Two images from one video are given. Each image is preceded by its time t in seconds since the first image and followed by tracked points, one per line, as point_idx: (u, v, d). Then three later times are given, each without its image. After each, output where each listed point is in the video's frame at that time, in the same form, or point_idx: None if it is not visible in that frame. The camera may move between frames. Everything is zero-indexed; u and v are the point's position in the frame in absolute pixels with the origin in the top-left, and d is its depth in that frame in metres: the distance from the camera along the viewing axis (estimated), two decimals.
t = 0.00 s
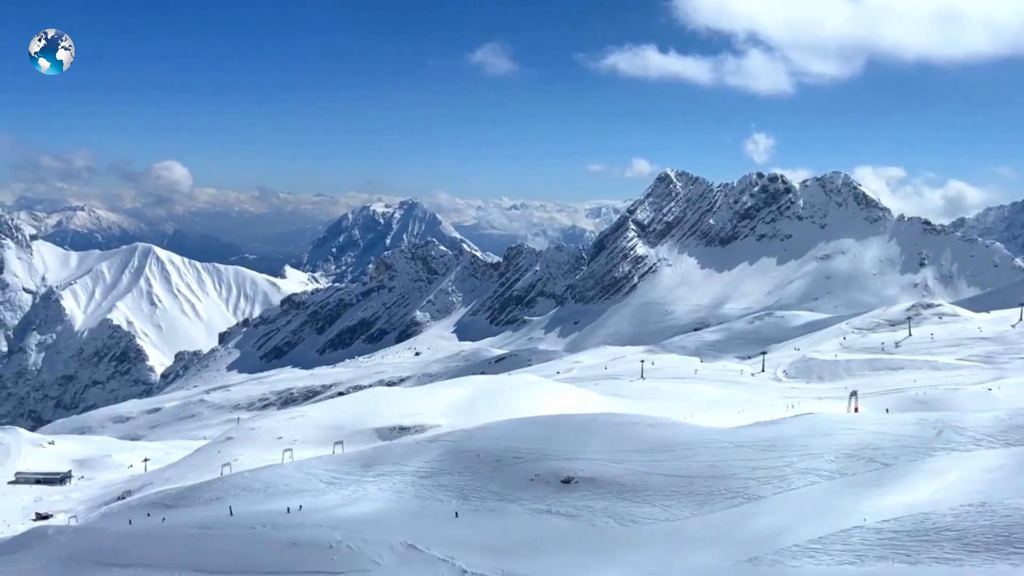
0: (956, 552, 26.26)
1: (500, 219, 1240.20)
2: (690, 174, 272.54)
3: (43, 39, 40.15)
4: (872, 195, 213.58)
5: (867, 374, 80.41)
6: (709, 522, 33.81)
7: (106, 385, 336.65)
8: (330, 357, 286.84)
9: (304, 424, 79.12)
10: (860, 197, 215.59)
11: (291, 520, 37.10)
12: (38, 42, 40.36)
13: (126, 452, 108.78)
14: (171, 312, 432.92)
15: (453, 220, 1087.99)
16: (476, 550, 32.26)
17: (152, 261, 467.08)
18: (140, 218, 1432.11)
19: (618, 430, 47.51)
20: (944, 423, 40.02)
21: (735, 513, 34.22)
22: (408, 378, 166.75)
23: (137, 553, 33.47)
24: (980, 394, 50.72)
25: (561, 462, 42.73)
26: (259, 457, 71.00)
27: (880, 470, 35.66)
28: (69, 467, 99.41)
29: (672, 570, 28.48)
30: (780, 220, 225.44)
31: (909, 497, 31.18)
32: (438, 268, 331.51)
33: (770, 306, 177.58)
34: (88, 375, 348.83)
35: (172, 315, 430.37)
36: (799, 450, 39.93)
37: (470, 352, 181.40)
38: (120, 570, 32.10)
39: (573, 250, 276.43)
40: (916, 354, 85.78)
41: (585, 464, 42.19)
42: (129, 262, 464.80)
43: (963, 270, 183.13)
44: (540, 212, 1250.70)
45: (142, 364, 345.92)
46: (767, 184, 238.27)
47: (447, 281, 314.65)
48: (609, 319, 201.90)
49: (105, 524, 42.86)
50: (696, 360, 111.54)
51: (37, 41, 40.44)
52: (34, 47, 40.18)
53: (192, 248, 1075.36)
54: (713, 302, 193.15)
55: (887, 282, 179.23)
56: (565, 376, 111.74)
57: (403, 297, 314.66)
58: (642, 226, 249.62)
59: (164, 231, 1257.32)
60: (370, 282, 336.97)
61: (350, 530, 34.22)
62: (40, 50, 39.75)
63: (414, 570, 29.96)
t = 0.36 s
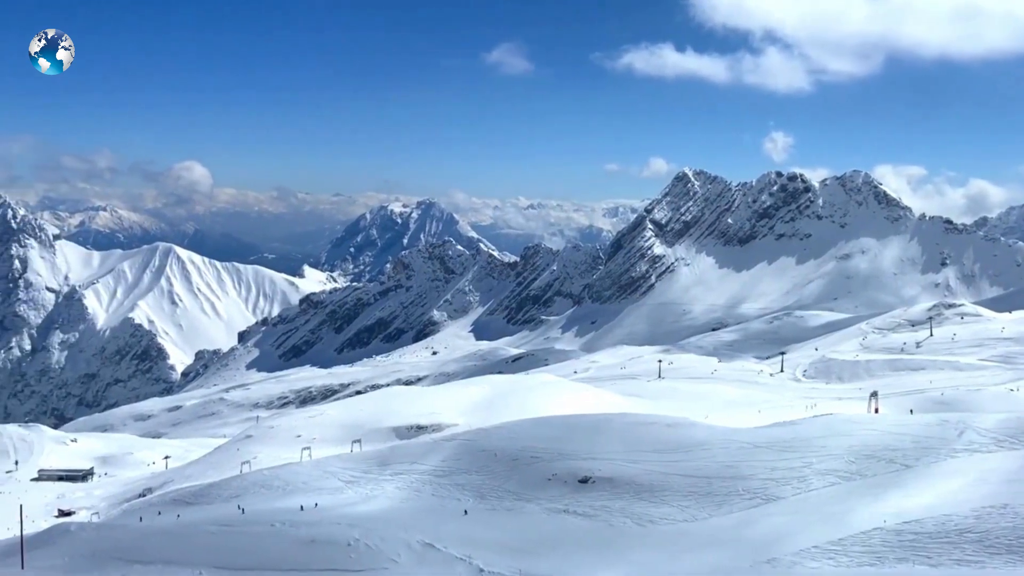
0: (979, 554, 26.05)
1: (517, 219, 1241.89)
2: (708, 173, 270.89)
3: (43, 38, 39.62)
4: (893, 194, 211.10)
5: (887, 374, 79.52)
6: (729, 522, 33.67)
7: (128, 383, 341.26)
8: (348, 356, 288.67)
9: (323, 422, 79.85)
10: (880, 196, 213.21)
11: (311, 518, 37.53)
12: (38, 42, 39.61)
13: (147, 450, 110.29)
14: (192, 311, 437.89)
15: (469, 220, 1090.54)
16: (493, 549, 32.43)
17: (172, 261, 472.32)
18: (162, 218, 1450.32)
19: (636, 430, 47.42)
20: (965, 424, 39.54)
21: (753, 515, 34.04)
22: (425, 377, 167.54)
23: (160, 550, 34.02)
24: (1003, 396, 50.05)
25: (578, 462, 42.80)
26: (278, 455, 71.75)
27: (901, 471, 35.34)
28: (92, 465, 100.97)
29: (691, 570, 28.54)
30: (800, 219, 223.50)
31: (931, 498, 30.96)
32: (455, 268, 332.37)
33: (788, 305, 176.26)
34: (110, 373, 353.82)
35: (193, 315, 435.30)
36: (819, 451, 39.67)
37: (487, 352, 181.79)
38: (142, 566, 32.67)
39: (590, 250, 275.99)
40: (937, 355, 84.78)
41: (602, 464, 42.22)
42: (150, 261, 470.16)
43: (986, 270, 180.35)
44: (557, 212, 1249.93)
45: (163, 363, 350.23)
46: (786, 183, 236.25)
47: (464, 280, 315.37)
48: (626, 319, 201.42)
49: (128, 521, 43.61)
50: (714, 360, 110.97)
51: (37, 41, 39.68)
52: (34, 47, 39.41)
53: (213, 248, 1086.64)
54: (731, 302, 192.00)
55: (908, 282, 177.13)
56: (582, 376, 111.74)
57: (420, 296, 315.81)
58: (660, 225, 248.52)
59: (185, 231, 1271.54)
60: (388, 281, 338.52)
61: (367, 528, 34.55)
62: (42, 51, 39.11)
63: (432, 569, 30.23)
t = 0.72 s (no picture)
0: (1001, 557, 25.80)
1: (534, 218, 1240.81)
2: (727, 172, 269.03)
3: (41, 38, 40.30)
4: (915, 193, 208.45)
5: (908, 375, 78.69)
6: (747, 523, 33.56)
7: (149, 382, 345.91)
8: (366, 355, 290.40)
9: (341, 421, 80.47)
10: (902, 195, 210.68)
11: (330, 516, 37.95)
12: (37, 43, 39.68)
13: (168, 447, 111.91)
14: (212, 310, 442.64)
15: (487, 219, 1091.95)
16: (510, 548, 32.63)
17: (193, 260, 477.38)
18: (183, 218, 1468.20)
19: (654, 430, 47.38)
20: (988, 426, 39.21)
21: (772, 516, 33.93)
22: (443, 376, 168.21)
23: (181, 547, 34.57)
24: None
25: (596, 462, 42.87)
26: (297, 453, 72.39)
27: (923, 473, 35.03)
28: (114, 462, 102.73)
29: (708, 571, 28.59)
30: (820, 218, 221.47)
31: (953, 500, 30.67)
32: (473, 267, 333.09)
33: (807, 305, 174.77)
34: (132, 372, 358.67)
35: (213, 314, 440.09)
36: (840, 452, 39.42)
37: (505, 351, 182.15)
38: (163, 563, 33.21)
39: (608, 249, 275.31)
40: (960, 356, 83.74)
41: (621, 464, 42.24)
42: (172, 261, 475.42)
43: (1010, 269, 177.47)
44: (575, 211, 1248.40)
45: (184, 362, 354.84)
46: (806, 182, 234.12)
47: (481, 280, 315.94)
48: (644, 318, 200.77)
49: (150, 518, 44.34)
50: (733, 360, 110.39)
51: (37, 42, 39.74)
52: (34, 49, 39.55)
53: (233, 247, 1097.71)
54: (750, 301, 190.58)
55: (930, 281, 174.82)
56: (600, 376, 111.65)
57: (438, 296, 316.87)
58: (678, 225, 247.30)
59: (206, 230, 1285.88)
60: (406, 281, 339.97)
61: (386, 527, 34.84)
62: (40, 50, 39.38)
63: (450, 568, 30.47)
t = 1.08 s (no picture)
0: None
1: (555, 217, 1239.99)
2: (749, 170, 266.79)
3: (47, 36, 33.94)
4: (941, 191, 205.17)
5: (933, 375, 77.42)
6: (770, 524, 33.43)
7: (174, 379, 351.08)
8: (387, 354, 292.21)
9: (361, 419, 81.20)
10: (927, 193, 207.57)
11: (349, 513, 38.36)
12: (39, 43, 33.80)
13: (192, 444, 113.65)
14: (236, 308, 447.91)
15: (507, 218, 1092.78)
16: (529, 547, 32.83)
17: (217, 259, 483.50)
18: (208, 217, 1487.98)
19: (676, 429, 47.35)
20: (1013, 427, 38.77)
21: (794, 517, 33.75)
22: (464, 374, 168.99)
23: (205, 543, 35.16)
24: None
25: (617, 461, 42.89)
26: (318, 450, 73.15)
27: (948, 474, 34.61)
28: (139, 458, 104.49)
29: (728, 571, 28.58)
30: (843, 216, 218.97)
31: (976, 503, 30.29)
32: (493, 266, 333.82)
33: (830, 305, 172.88)
34: (157, 369, 364.11)
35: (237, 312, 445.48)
36: (863, 452, 39.09)
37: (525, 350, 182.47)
38: (186, 558, 33.77)
39: (628, 248, 274.48)
40: (987, 356, 82.24)
41: (641, 464, 42.24)
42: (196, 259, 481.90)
43: None
44: (596, 210, 1245.29)
45: (208, 359, 359.74)
46: (829, 180, 231.60)
47: (502, 278, 316.58)
48: (664, 317, 200.02)
49: (174, 514, 45.13)
50: (755, 359, 109.52)
51: (38, 42, 33.91)
52: (34, 50, 33.71)
53: (257, 246, 1109.81)
54: (772, 300, 189.08)
55: (957, 280, 171.85)
56: (620, 375, 111.52)
57: (458, 294, 318.23)
58: (699, 223, 245.85)
59: (230, 229, 1301.49)
60: (426, 280, 341.90)
61: (406, 525, 35.17)
62: (44, 49, 33.08)
63: (470, 566, 30.71)
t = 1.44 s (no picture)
0: None
1: (577, 215, 1237.41)
2: (773, 168, 264.01)
3: (49, 36, 34.56)
4: (970, 188, 201.51)
5: (961, 375, 76.13)
6: (795, 524, 33.30)
7: (200, 376, 356.32)
8: (410, 352, 293.63)
9: (384, 417, 81.88)
10: (956, 190, 203.98)
11: (372, 510, 38.80)
12: (39, 42, 34.84)
13: (217, 441, 115.42)
14: (261, 306, 453.21)
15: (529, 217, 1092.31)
16: (552, 546, 33.02)
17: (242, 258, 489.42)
18: (233, 216, 1506.70)
19: (699, 429, 47.23)
20: None
21: (820, 517, 33.53)
22: (486, 373, 169.59)
23: (231, 539, 35.84)
24: None
25: (640, 461, 42.91)
26: (341, 448, 73.90)
27: (976, 475, 34.20)
28: (167, 455, 106.38)
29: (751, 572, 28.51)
30: (870, 214, 215.95)
31: (1005, 505, 29.90)
32: (515, 265, 334.21)
33: (856, 304, 170.52)
34: (184, 366, 369.58)
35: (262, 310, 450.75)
36: (889, 453, 38.76)
37: (547, 349, 182.52)
38: (213, 553, 34.49)
39: (650, 246, 273.16)
40: (1018, 356, 80.54)
41: (664, 463, 42.21)
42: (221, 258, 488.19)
43: None
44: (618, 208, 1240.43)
45: (233, 357, 364.30)
46: (856, 177, 228.57)
47: (524, 277, 316.74)
48: (687, 316, 198.83)
49: (201, 510, 45.98)
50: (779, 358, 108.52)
51: (38, 41, 34.96)
52: (35, 49, 34.77)
53: (281, 245, 1121.54)
54: (796, 299, 187.04)
55: (987, 279, 168.36)
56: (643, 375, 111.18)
57: (480, 293, 319.11)
58: (723, 221, 243.82)
59: (255, 229, 1317.11)
60: (448, 278, 343.27)
61: (428, 523, 35.56)
62: (44, 49, 33.57)
63: (493, 564, 30.99)
